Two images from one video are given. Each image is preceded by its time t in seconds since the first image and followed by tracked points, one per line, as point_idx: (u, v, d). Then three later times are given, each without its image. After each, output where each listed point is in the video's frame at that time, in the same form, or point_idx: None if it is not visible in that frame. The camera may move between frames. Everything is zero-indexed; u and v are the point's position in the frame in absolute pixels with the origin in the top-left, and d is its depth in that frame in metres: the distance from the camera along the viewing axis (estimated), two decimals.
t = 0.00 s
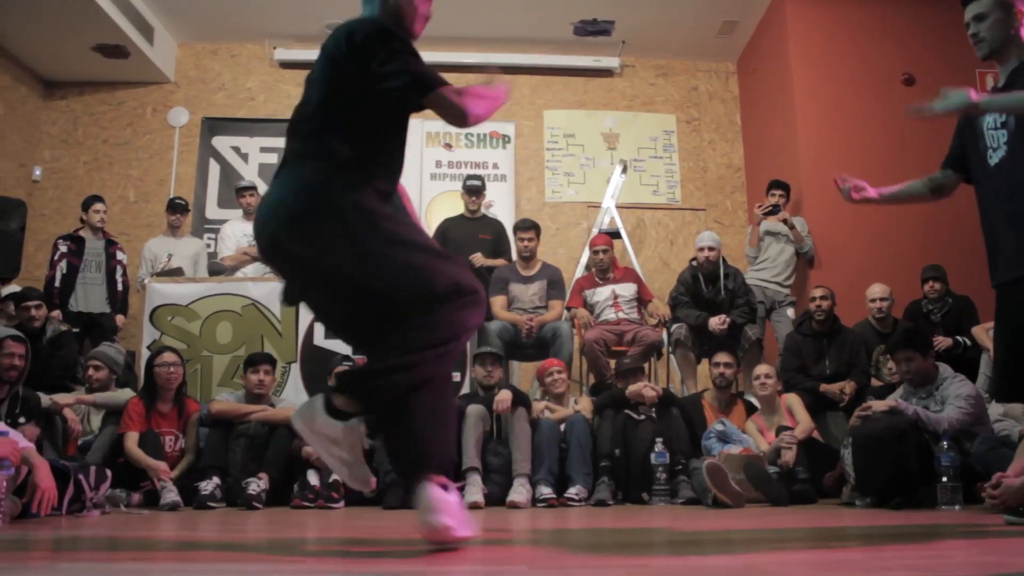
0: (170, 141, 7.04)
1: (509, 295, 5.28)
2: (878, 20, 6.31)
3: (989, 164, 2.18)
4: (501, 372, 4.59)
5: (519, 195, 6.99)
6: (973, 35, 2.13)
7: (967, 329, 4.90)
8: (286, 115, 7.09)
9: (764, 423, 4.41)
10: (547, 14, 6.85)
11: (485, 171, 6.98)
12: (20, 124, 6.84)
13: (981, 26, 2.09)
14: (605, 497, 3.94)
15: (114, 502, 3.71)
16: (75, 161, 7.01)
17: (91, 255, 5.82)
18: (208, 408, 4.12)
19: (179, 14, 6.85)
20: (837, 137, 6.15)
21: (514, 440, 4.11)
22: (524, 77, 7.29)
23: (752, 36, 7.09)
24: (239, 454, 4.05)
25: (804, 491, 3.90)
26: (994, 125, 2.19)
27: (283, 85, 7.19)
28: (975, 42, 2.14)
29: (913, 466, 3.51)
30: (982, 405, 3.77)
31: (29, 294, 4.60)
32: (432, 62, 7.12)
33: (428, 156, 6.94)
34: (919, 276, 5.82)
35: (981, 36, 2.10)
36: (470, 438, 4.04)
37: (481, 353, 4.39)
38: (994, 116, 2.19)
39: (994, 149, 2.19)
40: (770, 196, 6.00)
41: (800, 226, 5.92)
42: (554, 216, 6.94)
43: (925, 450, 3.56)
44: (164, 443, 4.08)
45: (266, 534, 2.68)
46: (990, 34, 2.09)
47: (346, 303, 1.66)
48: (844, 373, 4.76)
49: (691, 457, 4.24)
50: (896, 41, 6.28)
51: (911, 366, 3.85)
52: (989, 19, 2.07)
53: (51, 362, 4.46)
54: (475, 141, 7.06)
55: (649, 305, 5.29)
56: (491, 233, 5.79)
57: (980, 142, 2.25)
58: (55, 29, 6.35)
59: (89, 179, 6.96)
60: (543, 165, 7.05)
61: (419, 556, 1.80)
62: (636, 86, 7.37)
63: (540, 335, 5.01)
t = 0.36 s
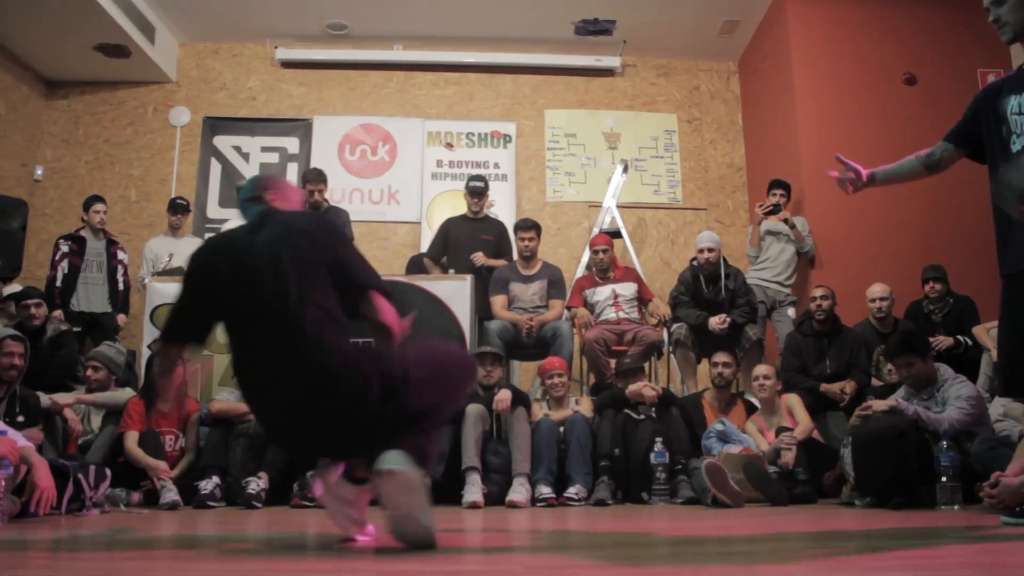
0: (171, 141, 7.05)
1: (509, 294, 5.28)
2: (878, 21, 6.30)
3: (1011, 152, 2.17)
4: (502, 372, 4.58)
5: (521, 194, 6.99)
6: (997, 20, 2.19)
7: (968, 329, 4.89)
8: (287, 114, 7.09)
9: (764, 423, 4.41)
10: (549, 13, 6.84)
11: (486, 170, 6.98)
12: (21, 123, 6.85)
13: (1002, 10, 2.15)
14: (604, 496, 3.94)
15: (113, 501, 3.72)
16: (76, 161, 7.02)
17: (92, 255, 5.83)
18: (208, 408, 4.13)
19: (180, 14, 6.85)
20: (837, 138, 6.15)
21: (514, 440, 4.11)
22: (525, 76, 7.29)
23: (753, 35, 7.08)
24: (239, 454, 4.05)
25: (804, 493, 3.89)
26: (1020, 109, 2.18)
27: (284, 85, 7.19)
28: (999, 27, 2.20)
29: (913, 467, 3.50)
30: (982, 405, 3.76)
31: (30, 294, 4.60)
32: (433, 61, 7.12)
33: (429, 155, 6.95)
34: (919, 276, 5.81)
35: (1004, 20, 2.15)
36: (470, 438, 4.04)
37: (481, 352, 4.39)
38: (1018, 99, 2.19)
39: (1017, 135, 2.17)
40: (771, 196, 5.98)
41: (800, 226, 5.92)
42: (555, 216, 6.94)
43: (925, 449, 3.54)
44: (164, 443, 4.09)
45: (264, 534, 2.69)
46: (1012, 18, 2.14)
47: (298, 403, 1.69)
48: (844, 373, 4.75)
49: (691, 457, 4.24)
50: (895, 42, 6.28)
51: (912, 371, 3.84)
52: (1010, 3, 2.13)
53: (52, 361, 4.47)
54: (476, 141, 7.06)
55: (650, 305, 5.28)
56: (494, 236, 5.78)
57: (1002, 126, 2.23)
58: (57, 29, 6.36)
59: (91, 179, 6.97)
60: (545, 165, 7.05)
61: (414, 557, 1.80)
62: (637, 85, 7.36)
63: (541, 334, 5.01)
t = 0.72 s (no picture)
0: (172, 140, 7.05)
1: (509, 293, 5.28)
2: (879, 21, 6.30)
3: (1010, 148, 2.19)
4: (501, 371, 4.58)
5: (521, 193, 6.99)
6: (990, 20, 2.19)
7: (968, 329, 4.88)
8: (287, 114, 7.10)
9: (763, 423, 4.41)
10: (550, 12, 6.83)
11: (487, 170, 6.98)
12: (22, 123, 6.86)
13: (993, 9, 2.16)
14: (603, 496, 3.95)
15: (112, 499, 3.73)
16: (77, 160, 7.03)
17: (92, 254, 5.83)
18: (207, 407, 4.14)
19: (180, 14, 6.86)
20: (836, 138, 6.14)
21: (512, 440, 4.11)
22: (525, 75, 7.30)
23: (754, 34, 7.08)
24: (238, 453, 4.05)
25: (803, 494, 3.90)
26: (1019, 105, 2.19)
27: (284, 84, 7.19)
28: (993, 27, 2.19)
29: (910, 466, 3.50)
30: (981, 405, 3.76)
31: (29, 296, 4.59)
32: (433, 61, 7.12)
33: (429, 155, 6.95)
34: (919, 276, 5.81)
35: (998, 19, 2.15)
36: (468, 437, 4.05)
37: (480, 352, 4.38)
38: (1017, 94, 2.19)
39: (1015, 131, 2.19)
40: (771, 195, 5.97)
41: (800, 225, 5.91)
42: (556, 215, 6.94)
43: (924, 450, 3.53)
44: (163, 442, 4.11)
45: (261, 533, 2.69)
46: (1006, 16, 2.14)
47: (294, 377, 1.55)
48: (843, 372, 4.75)
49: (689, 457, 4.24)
50: (896, 41, 6.27)
51: (910, 373, 3.83)
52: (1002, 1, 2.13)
53: (52, 360, 4.48)
54: (476, 140, 7.06)
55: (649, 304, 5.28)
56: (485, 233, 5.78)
57: (1000, 123, 2.25)
58: (57, 29, 6.37)
59: (91, 178, 6.98)
60: (545, 164, 7.05)
61: (409, 556, 1.81)
62: (638, 84, 7.36)
63: (540, 333, 5.01)
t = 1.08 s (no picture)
0: (176, 140, 7.07)
1: (511, 292, 5.29)
2: (883, 19, 6.29)
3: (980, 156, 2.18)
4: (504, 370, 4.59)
5: (524, 193, 6.99)
6: (956, 35, 2.12)
7: (972, 328, 4.86)
8: (290, 113, 7.11)
9: (766, 422, 4.39)
10: (553, 11, 6.82)
11: (490, 169, 6.98)
12: (26, 123, 6.88)
13: (961, 23, 2.09)
14: (605, 495, 3.94)
15: (114, 498, 3.74)
16: (81, 159, 7.05)
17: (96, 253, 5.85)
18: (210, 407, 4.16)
19: (184, 14, 6.88)
20: (840, 136, 6.13)
21: (514, 440, 4.10)
22: (528, 74, 7.30)
23: (757, 33, 7.07)
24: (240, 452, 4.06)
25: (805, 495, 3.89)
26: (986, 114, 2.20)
27: (288, 84, 7.20)
28: (960, 41, 2.12)
29: (912, 467, 3.48)
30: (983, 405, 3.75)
31: (34, 295, 4.62)
32: (436, 60, 7.13)
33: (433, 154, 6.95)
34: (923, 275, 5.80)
35: (964, 32, 2.09)
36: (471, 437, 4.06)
37: (482, 351, 4.48)
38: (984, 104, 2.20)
39: (984, 141, 2.20)
40: (775, 195, 5.97)
41: (804, 225, 5.90)
42: (559, 214, 6.94)
43: (926, 450, 3.51)
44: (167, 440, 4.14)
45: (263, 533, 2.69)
46: (973, 29, 2.08)
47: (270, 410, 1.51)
48: (846, 372, 4.74)
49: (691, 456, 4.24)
50: (900, 39, 6.26)
51: (912, 367, 3.82)
52: (967, 14, 2.07)
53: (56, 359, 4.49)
54: (480, 139, 7.06)
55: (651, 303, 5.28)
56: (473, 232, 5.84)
57: (969, 133, 2.26)
58: (61, 29, 6.39)
59: (96, 178, 7.00)
60: (548, 163, 7.05)
61: (409, 557, 1.80)
62: (641, 83, 7.35)
63: (543, 332, 5.01)
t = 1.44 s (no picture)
0: (178, 139, 7.08)
1: (513, 291, 5.29)
2: (886, 17, 6.28)
3: (969, 158, 2.19)
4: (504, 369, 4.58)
5: (526, 192, 6.99)
6: (938, 38, 2.18)
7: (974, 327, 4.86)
8: (292, 112, 7.11)
9: (767, 422, 4.38)
10: (556, 11, 6.82)
11: (492, 168, 6.98)
12: (29, 122, 6.89)
13: (943, 26, 2.14)
14: (605, 494, 3.93)
15: (116, 497, 3.75)
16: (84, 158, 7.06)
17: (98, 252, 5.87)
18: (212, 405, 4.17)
19: (186, 13, 6.88)
20: (841, 133, 6.13)
21: (515, 439, 4.11)
22: (531, 74, 7.30)
23: (760, 32, 7.06)
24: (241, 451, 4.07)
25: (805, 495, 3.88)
26: (972, 117, 2.21)
27: (290, 83, 7.21)
28: (942, 44, 2.19)
29: (914, 466, 3.47)
30: (983, 405, 3.77)
31: (35, 294, 4.64)
32: (438, 59, 7.13)
33: (435, 153, 6.96)
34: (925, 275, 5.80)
35: (946, 34, 2.15)
36: (471, 436, 4.05)
37: (482, 350, 4.39)
38: (969, 107, 2.21)
39: (971, 143, 2.20)
40: (776, 195, 5.95)
41: (806, 224, 5.89)
42: (561, 213, 6.94)
43: (926, 449, 3.52)
44: (167, 439, 4.12)
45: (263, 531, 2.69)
46: (954, 31, 2.14)
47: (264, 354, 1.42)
48: (847, 371, 4.73)
49: (691, 455, 4.23)
50: (902, 37, 6.25)
51: (914, 366, 3.81)
52: (951, 17, 2.13)
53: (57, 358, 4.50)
54: (482, 138, 7.06)
55: (653, 302, 5.27)
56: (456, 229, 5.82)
57: (955, 135, 2.27)
58: (63, 28, 6.40)
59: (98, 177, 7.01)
60: (550, 162, 7.05)
61: (408, 556, 1.80)
62: (643, 83, 7.35)
63: (544, 331, 5.00)
